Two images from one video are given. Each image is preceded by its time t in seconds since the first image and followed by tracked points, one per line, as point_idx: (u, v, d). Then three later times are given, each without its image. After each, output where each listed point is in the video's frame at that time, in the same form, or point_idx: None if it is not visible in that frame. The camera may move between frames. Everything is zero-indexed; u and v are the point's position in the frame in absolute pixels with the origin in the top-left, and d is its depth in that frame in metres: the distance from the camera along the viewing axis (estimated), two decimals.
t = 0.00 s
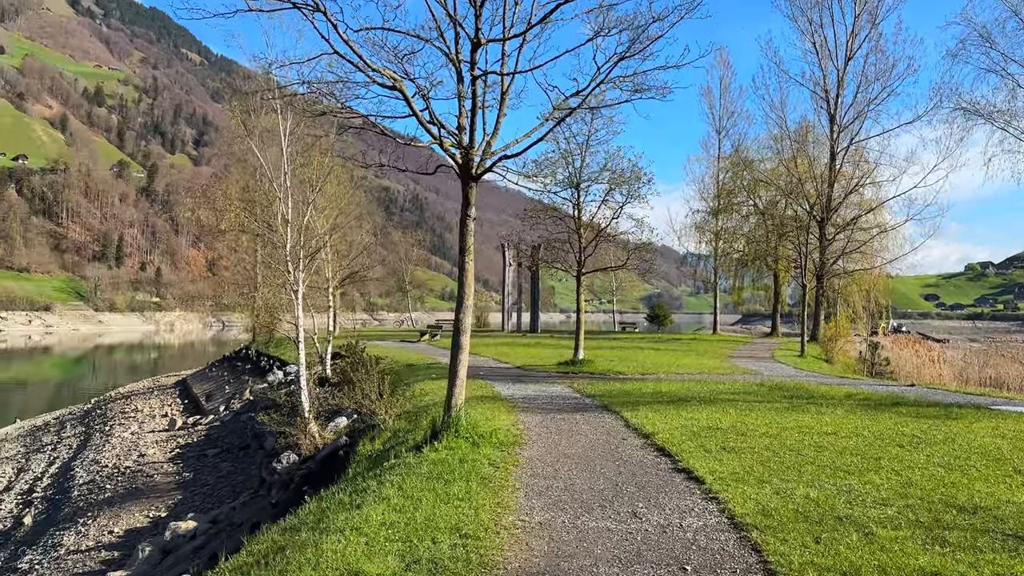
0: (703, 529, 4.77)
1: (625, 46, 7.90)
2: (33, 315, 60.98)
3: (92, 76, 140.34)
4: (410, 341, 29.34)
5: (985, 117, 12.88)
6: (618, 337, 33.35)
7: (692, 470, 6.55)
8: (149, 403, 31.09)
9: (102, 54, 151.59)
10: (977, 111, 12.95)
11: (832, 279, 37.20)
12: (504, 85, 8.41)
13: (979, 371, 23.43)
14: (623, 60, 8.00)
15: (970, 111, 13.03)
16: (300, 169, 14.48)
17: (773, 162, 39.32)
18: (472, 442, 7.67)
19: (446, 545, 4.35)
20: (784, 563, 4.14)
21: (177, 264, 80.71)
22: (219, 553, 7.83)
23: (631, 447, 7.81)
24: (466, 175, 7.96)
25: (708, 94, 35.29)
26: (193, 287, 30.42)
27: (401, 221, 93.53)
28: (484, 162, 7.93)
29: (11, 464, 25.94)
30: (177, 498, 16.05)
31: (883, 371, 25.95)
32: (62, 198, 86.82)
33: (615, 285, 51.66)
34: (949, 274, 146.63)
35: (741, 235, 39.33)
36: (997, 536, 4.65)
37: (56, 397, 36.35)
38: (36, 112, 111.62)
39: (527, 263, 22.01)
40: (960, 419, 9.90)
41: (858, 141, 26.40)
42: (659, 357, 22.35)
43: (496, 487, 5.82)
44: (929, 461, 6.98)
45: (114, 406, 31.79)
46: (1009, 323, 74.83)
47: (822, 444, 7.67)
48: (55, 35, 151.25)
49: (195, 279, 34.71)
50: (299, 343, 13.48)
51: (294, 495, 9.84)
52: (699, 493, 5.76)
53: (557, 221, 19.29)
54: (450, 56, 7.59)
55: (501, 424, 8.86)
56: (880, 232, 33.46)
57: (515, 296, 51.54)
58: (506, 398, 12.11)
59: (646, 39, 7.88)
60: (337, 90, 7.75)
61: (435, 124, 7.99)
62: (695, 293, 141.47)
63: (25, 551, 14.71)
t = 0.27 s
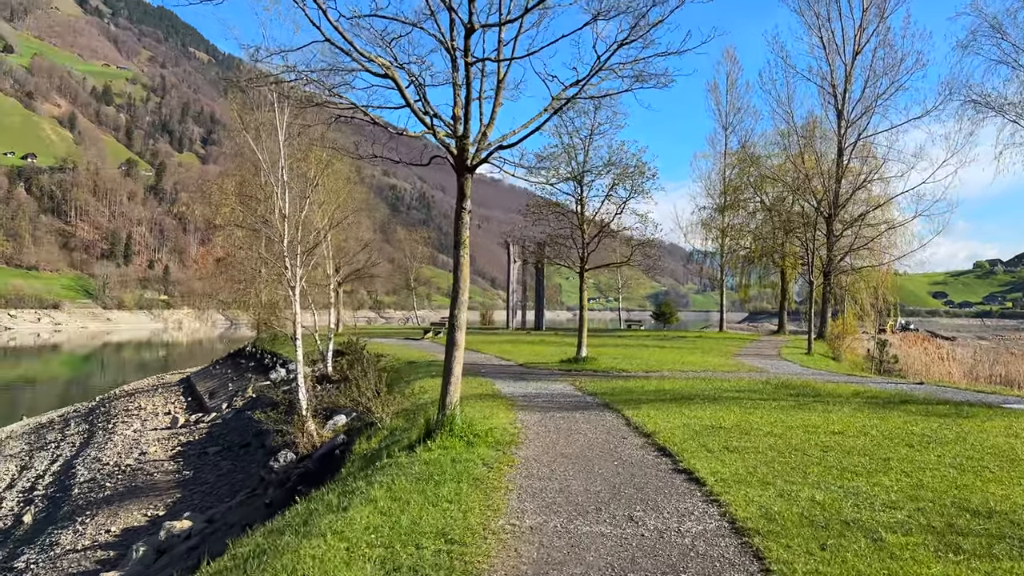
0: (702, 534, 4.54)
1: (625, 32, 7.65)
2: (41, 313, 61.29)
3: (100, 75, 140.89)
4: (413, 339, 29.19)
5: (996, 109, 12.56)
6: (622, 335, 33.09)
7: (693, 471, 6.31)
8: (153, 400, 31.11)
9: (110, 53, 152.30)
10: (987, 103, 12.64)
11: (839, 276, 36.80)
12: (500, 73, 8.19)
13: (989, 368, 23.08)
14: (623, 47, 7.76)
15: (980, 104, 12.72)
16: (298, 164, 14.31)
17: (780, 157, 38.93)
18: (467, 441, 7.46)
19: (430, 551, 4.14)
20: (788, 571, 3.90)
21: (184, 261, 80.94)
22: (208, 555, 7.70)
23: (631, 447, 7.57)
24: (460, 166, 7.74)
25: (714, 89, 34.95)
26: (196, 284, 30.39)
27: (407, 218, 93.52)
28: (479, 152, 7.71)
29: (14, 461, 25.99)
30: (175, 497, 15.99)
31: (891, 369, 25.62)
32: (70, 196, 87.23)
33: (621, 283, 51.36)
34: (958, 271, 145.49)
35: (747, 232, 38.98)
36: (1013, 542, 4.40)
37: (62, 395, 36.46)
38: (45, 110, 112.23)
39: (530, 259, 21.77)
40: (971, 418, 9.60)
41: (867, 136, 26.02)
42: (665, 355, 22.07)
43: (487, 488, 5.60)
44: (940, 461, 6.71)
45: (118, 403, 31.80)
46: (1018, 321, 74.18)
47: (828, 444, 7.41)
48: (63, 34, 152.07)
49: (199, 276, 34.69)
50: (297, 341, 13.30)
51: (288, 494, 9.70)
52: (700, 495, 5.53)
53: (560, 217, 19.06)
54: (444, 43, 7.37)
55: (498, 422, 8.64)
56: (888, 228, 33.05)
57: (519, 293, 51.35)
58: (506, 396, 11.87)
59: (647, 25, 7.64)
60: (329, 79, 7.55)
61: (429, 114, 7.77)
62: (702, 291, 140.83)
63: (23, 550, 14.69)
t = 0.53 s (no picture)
0: (702, 551, 4.29)
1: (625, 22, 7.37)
2: (47, 311, 61.51)
3: (106, 73, 141.33)
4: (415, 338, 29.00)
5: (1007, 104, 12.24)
6: (626, 335, 32.87)
7: (695, 480, 6.05)
8: (155, 400, 31.05)
9: (116, 52, 152.68)
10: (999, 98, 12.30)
11: (846, 275, 36.43)
12: (496, 67, 7.94)
13: (999, 369, 22.75)
14: (623, 38, 7.48)
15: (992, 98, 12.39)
16: (295, 162, 14.09)
17: (786, 155, 38.56)
18: (461, 447, 7.21)
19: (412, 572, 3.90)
20: None
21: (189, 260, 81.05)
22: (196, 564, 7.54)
23: (631, 454, 7.31)
24: (454, 163, 7.49)
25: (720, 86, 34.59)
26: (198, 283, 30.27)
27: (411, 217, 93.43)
28: (474, 149, 7.45)
29: (16, 461, 25.97)
30: (172, 499, 15.90)
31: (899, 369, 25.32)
32: (77, 195, 87.48)
33: (625, 281, 51.09)
34: (964, 270, 144.65)
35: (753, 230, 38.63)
36: None
37: (67, 393, 36.56)
38: (51, 109, 112.56)
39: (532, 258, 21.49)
40: (984, 422, 9.29)
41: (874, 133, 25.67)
42: (669, 355, 21.78)
43: (479, 500, 5.36)
44: (953, 470, 6.43)
45: (120, 403, 31.78)
46: None
47: (836, 451, 7.13)
48: (69, 34, 152.47)
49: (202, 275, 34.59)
50: (293, 342, 13.11)
51: (281, 500, 9.53)
52: (701, 507, 5.28)
53: (562, 215, 18.79)
54: (437, 35, 7.13)
55: (495, 427, 8.38)
56: (895, 226, 32.67)
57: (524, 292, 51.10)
58: (505, 398, 11.64)
59: (648, 15, 7.35)
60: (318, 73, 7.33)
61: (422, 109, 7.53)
62: (707, 289, 140.33)
63: (19, 552, 14.66)
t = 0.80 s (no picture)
0: (706, 556, 4.06)
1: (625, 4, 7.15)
2: (52, 309, 61.63)
3: (110, 72, 141.15)
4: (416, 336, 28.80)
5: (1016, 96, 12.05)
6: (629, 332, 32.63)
7: (698, 480, 5.81)
8: (155, 398, 30.92)
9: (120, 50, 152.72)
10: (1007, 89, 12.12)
11: (851, 272, 36.11)
12: (492, 54, 7.74)
13: (1007, 367, 22.46)
14: (624, 21, 7.26)
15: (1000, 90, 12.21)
16: (291, 156, 13.90)
17: (790, 151, 38.23)
18: (456, 446, 6.98)
19: None
20: None
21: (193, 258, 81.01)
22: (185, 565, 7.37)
23: (632, 453, 7.06)
24: (450, 152, 7.26)
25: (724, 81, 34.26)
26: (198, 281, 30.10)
27: (414, 214, 93.25)
28: (470, 138, 7.22)
29: (16, 459, 25.89)
30: (169, 498, 15.77)
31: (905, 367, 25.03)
32: (81, 193, 87.52)
33: (629, 279, 50.84)
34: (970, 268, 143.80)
35: (757, 227, 38.31)
36: None
37: (70, 391, 36.57)
38: (55, 108, 112.72)
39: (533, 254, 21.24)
40: (995, 420, 9.02)
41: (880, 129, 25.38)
42: (672, 352, 21.50)
43: (472, 500, 5.13)
44: (968, 469, 6.16)
45: (121, 400, 31.72)
46: None
47: (845, 449, 6.87)
48: (73, 32, 152.40)
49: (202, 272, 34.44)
50: (289, 338, 12.91)
51: (274, 499, 9.33)
52: (704, 508, 5.04)
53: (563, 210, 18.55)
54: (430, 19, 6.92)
55: (492, 425, 8.15)
56: (901, 222, 32.34)
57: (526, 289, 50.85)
58: (504, 396, 11.40)
59: None
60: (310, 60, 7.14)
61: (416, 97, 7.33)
62: (711, 287, 139.96)
63: (14, 551, 14.56)
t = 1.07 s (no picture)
0: None
1: None
2: (55, 309, 61.55)
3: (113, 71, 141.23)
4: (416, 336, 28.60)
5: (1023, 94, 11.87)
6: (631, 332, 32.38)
7: (698, 491, 5.57)
8: (154, 398, 30.73)
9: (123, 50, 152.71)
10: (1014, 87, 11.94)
11: (855, 272, 35.81)
12: (487, 47, 7.51)
13: (1014, 368, 22.17)
14: (623, 14, 7.04)
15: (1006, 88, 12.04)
16: (287, 154, 13.69)
17: (794, 150, 37.95)
18: (448, 453, 6.76)
19: None
20: None
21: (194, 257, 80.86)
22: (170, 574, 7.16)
23: (630, 460, 6.82)
24: (442, 149, 7.03)
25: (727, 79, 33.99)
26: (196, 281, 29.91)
27: (416, 214, 93.13)
28: (464, 134, 6.98)
29: (14, 460, 25.72)
30: (164, 501, 15.58)
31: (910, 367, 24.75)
32: (83, 192, 87.44)
33: (631, 279, 50.56)
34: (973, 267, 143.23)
35: (760, 226, 38.03)
36: None
37: (71, 391, 36.44)
38: (58, 107, 112.75)
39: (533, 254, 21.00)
40: (1005, 425, 8.77)
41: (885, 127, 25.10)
42: (674, 353, 21.25)
43: (461, 513, 4.91)
44: (979, 479, 5.92)
45: (120, 401, 31.56)
46: None
47: (851, 458, 6.63)
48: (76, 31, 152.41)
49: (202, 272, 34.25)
50: (284, 339, 12.68)
51: (265, 505, 9.13)
52: (705, 522, 4.80)
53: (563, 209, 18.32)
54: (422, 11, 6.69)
55: (488, 430, 7.93)
56: (906, 221, 32.06)
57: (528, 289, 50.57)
58: (501, 398, 11.17)
59: None
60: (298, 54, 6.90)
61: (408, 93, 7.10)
62: (714, 287, 139.66)
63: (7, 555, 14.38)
